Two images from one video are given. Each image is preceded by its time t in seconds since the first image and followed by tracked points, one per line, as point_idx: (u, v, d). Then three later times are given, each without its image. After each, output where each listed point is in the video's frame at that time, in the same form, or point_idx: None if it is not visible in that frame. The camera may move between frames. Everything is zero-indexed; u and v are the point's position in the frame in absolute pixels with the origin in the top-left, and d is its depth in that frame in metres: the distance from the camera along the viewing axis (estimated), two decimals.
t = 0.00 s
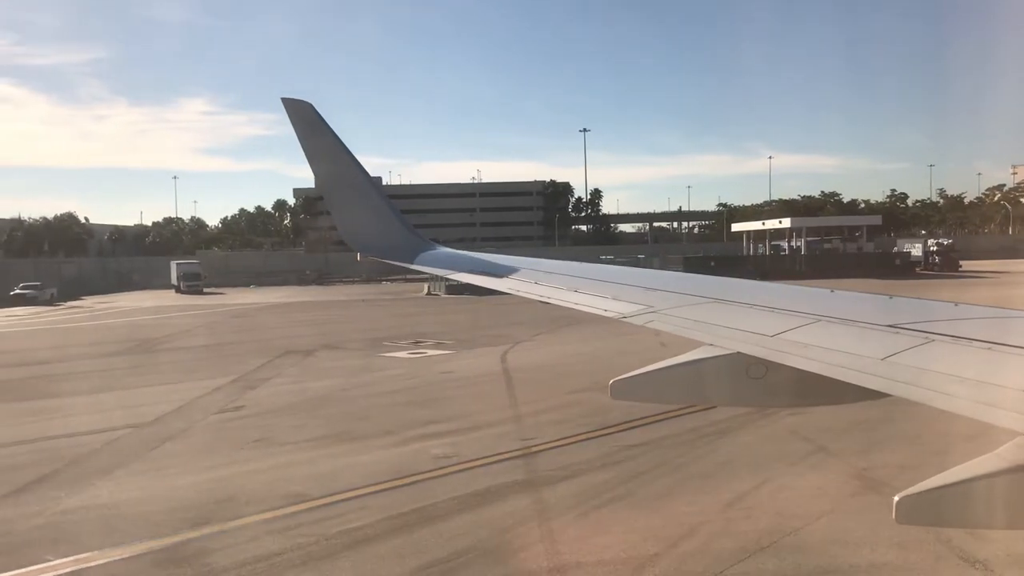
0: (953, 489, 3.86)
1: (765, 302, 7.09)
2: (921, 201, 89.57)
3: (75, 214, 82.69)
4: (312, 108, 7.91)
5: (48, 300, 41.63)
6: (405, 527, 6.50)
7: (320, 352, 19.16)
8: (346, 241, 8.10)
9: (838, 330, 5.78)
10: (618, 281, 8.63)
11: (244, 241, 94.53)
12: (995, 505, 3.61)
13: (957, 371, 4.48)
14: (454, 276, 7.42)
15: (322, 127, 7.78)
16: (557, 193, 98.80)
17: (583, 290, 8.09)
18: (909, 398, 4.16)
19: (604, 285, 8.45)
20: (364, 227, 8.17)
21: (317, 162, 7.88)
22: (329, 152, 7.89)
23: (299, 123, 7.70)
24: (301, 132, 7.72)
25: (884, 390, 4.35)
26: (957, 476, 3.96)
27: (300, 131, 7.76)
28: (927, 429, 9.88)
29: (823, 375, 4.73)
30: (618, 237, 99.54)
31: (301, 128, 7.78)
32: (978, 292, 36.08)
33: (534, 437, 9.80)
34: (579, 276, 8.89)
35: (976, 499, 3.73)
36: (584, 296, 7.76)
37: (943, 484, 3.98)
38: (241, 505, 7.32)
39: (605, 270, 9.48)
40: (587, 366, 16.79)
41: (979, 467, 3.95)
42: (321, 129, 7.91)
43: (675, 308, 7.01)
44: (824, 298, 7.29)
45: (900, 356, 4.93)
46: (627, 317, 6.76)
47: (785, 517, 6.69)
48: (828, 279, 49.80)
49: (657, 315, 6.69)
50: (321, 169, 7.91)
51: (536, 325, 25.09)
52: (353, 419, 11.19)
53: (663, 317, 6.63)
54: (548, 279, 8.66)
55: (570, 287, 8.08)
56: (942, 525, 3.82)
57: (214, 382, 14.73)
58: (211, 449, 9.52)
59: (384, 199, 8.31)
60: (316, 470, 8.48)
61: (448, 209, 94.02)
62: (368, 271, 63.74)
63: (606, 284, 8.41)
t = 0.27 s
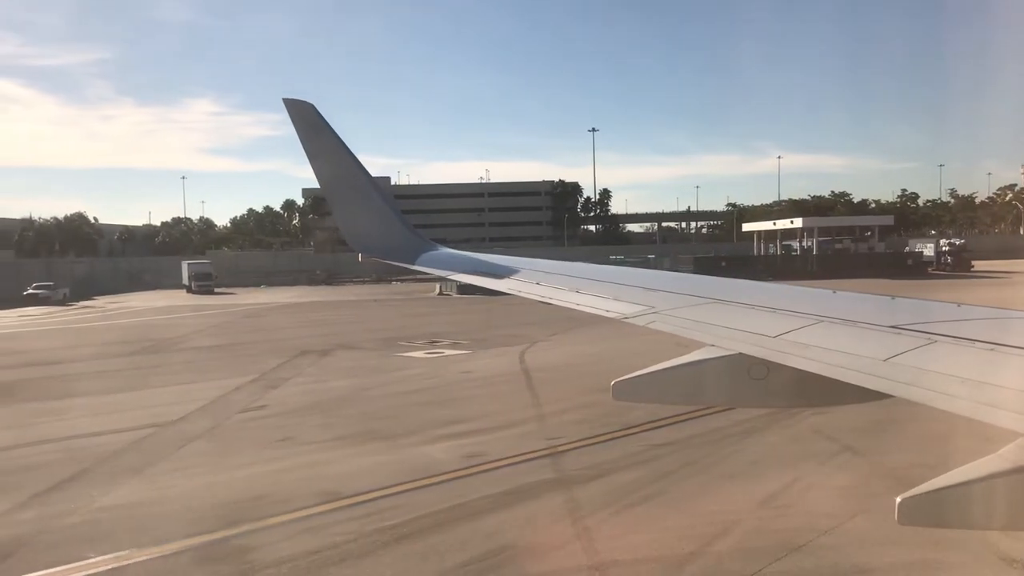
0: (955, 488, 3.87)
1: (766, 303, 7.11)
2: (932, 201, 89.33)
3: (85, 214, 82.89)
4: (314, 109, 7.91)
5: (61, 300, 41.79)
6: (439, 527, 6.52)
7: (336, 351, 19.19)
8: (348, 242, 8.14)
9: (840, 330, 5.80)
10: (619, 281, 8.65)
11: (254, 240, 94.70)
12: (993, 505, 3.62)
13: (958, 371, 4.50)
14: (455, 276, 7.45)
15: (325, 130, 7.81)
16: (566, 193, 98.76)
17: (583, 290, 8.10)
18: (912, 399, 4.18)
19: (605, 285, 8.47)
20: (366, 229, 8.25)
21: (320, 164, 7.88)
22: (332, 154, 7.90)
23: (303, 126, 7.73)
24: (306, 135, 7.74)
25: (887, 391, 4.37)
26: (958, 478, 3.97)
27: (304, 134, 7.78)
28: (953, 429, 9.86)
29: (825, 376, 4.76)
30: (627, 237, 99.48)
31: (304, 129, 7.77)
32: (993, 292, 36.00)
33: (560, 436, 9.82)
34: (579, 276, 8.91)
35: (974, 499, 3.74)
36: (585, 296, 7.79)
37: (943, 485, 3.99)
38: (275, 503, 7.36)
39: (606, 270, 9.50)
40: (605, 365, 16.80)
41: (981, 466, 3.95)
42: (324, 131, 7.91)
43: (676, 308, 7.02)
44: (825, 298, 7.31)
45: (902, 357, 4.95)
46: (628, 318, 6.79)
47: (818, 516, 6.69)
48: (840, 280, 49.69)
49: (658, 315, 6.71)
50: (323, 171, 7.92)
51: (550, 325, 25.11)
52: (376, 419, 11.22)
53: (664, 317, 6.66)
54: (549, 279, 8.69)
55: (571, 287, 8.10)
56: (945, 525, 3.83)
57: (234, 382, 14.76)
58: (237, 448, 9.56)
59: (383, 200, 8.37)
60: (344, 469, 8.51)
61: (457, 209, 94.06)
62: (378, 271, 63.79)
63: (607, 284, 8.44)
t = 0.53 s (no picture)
0: (953, 489, 3.81)
1: (766, 302, 7.15)
2: (942, 201, 89.11)
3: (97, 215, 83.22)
4: (314, 110, 8.09)
5: (74, 300, 42.00)
6: (473, 525, 6.56)
7: (354, 351, 19.27)
8: (348, 241, 8.20)
9: (841, 330, 5.84)
10: (620, 280, 8.71)
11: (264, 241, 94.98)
12: (990, 507, 3.57)
13: (959, 371, 4.53)
14: (458, 277, 7.50)
15: (325, 128, 7.93)
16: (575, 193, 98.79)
17: (584, 291, 8.15)
18: (914, 399, 4.19)
19: (606, 284, 8.51)
20: (366, 227, 8.33)
21: (320, 162, 8.02)
22: (332, 153, 8.05)
23: (304, 124, 7.85)
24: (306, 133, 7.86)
25: (889, 391, 4.40)
26: (958, 478, 3.91)
27: (304, 132, 7.89)
28: (979, 429, 9.86)
29: (827, 376, 4.80)
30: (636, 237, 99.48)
31: (305, 127, 7.94)
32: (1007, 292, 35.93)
33: (586, 435, 9.85)
34: (580, 276, 8.95)
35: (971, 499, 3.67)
36: (586, 296, 7.83)
37: (943, 486, 3.92)
38: (309, 501, 7.41)
39: (606, 270, 9.54)
40: (623, 365, 16.83)
41: (980, 467, 3.92)
42: (325, 130, 8.07)
43: (677, 309, 7.06)
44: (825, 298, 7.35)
45: (903, 357, 4.98)
46: (630, 318, 6.85)
47: (850, 515, 6.71)
48: (850, 280, 49.62)
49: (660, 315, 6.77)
50: (324, 169, 8.06)
51: (565, 324, 25.16)
52: (400, 418, 11.27)
53: (666, 317, 6.72)
54: (550, 278, 8.74)
55: (572, 288, 8.14)
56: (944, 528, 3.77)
57: (255, 381, 14.83)
58: (265, 447, 9.62)
59: (384, 202, 8.47)
60: (373, 468, 8.55)
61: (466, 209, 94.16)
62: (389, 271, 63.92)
63: (609, 284, 8.48)
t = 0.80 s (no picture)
0: (951, 488, 3.77)
1: (767, 303, 7.16)
2: (952, 200, 88.93)
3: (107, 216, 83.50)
4: (314, 110, 7.97)
5: (88, 300, 42.20)
6: (508, 523, 6.61)
7: (371, 351, 19.35)
8: (349, 242, 8.09)
9: (842, 330, 5.85)
10: (622, 280, 8.71)
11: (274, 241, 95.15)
12: (986, 506, 3.54)
13: (961, 371, 4.53)
14: (459, 276, 7.51)
15: (327, 127, 7.83)
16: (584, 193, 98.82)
17: (585, 290, 8.16)
18: (912, 399, 4.20)
19: (606, 285, 8.53)
20: (367, 228, 8.23)
21: (321, 163, 7.92)
22: (333, 154, 7.94)
23: (304, 123, 7.74)
24: (307, 133, 7.76)
25: (889, 391, 4.41)
26: (957, 477, 3.86)
27: (305, 132, 7.79)
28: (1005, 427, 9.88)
29: (828, 376, 4.80)
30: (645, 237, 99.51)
31: (305, 129, 7.82)
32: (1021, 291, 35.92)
33: (612, 434, 9.91)
34: (580, 277, 8.97)
35: (970, 499, 3.63)
36: (588, 297, 7.83)
37: (941, 485, 3.88)
38: (343, 499, 7.46)
39: (608, 269, 9.54)
40: (641, 364, 16.88)
41: (980, 468, 3.89)
42: (325, 131, 7.96)
43: (678, 309, 7.07)
44: (827, 299, 7.36)
45: (904, 357, 4.98)
46: (631, 318, 6.84)
47: (884, 512, 6.74)
48: (862, 279, 49.57)
49: (661, 315, 6.78)
50: (324, 171, 7.95)
51: (580, 324, 25.23)
52: (425, 418, 11.34)
53: (667, 317, 6.71)
54: (551, 279, 8.76)
55: (573, 288, 8.16)
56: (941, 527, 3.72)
57: (276, 381, 14.91)
58: (293, 447, 9.70)
59: (384, 202, 8.36)
60: (404, 466, 8.61)
61: (475, 210, 94.23)
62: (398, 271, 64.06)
63: (610, 284, 8.49)
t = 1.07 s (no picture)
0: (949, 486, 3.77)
1: (767, 303, 7.20)
2: (961, 199, 88.91)
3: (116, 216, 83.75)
4: (317, 112, 8.11)
5: (100, 300, 42.40)
6: (544, 520, 6.68)
7: (387, 350, 19.44)
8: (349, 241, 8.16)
9: (843, 330, 5.89)
10: (623, 280, 8.75)
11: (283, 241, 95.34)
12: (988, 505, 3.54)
13: (962, 372, 4.57)
14: (461, 277, 7.56)
15: (327, 127, 7.95)
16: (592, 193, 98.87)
17: (586, 291, 8.21)
18: (914, 399, 4.25)
19: (607, 284, 8.57)
20: (367, 229, 8.28)
21: (321, 164, 8.02)
22: (333, 155, 8.05)
23: (304, 123, 7.87)
24: (307, 133, 7.89)
25: (891, 391, 4.46)
26: (957, 476, 3.87)
27: (306, 132, 7.92)
28: None
29: (829, 376, 4.85)
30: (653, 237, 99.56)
31: (306, 129, 7.96)
32: None
33: (637, 432, 9.97)
34: (582, 276, 9.02)
35: (969, 500, 3.61)
36: (589, 296, 7.88)
37: (941, 484, 3.88)
38: (376, 496, 7.51)
39: (609, 269, 9.58)
40: (657, 363, 16.95)
41: (979, 468, 3.87)
42: (326, 133, 8.09)
43: (679, 309, 7.10)
44: (827, 299, 7.40)
45: (904, 357, 5.03)
46: (631, 318, 6.89)
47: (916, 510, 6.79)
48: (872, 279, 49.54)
49: (662, 316, 6.82)
50: (325, 171, 8.05)
51: (593, 323, 25.33)
52: (448, 417, 11.42)
53: (667, 318, 6.76)
54: (551, 279, 8.81)
55: (574, 288, 8.20)
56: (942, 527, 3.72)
57: (296, 380, 14.97)
58: (321, 445, 9.79)
59: (387, 204, 8.43)
60: (434, 464, 8.69)
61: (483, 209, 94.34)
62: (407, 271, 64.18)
63: (612, 284, 8.54)
